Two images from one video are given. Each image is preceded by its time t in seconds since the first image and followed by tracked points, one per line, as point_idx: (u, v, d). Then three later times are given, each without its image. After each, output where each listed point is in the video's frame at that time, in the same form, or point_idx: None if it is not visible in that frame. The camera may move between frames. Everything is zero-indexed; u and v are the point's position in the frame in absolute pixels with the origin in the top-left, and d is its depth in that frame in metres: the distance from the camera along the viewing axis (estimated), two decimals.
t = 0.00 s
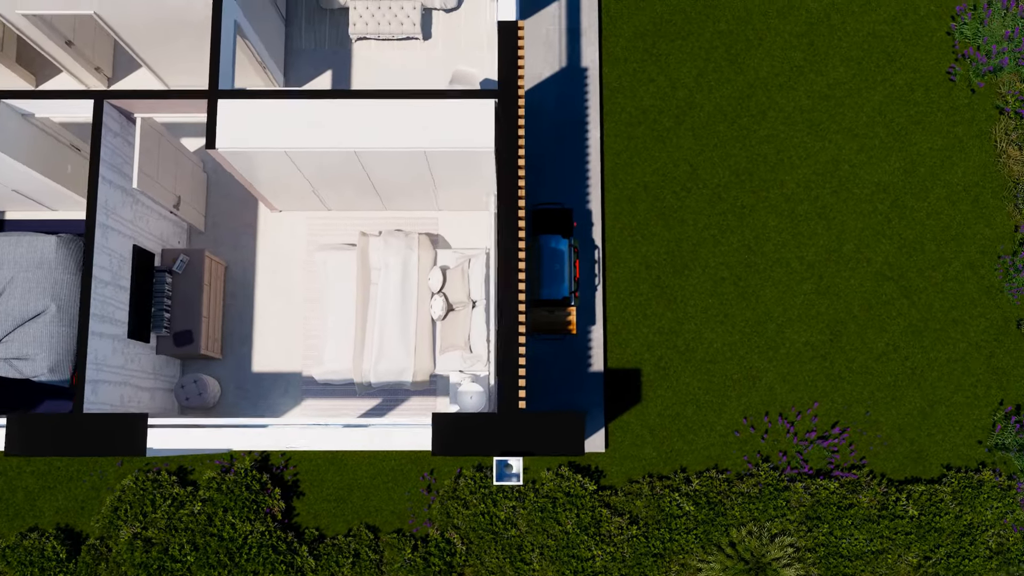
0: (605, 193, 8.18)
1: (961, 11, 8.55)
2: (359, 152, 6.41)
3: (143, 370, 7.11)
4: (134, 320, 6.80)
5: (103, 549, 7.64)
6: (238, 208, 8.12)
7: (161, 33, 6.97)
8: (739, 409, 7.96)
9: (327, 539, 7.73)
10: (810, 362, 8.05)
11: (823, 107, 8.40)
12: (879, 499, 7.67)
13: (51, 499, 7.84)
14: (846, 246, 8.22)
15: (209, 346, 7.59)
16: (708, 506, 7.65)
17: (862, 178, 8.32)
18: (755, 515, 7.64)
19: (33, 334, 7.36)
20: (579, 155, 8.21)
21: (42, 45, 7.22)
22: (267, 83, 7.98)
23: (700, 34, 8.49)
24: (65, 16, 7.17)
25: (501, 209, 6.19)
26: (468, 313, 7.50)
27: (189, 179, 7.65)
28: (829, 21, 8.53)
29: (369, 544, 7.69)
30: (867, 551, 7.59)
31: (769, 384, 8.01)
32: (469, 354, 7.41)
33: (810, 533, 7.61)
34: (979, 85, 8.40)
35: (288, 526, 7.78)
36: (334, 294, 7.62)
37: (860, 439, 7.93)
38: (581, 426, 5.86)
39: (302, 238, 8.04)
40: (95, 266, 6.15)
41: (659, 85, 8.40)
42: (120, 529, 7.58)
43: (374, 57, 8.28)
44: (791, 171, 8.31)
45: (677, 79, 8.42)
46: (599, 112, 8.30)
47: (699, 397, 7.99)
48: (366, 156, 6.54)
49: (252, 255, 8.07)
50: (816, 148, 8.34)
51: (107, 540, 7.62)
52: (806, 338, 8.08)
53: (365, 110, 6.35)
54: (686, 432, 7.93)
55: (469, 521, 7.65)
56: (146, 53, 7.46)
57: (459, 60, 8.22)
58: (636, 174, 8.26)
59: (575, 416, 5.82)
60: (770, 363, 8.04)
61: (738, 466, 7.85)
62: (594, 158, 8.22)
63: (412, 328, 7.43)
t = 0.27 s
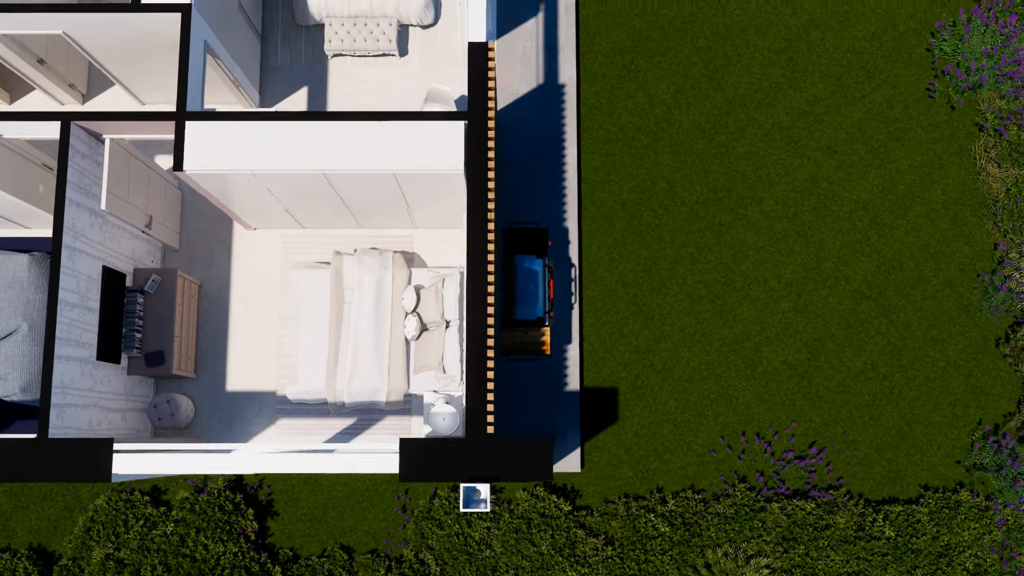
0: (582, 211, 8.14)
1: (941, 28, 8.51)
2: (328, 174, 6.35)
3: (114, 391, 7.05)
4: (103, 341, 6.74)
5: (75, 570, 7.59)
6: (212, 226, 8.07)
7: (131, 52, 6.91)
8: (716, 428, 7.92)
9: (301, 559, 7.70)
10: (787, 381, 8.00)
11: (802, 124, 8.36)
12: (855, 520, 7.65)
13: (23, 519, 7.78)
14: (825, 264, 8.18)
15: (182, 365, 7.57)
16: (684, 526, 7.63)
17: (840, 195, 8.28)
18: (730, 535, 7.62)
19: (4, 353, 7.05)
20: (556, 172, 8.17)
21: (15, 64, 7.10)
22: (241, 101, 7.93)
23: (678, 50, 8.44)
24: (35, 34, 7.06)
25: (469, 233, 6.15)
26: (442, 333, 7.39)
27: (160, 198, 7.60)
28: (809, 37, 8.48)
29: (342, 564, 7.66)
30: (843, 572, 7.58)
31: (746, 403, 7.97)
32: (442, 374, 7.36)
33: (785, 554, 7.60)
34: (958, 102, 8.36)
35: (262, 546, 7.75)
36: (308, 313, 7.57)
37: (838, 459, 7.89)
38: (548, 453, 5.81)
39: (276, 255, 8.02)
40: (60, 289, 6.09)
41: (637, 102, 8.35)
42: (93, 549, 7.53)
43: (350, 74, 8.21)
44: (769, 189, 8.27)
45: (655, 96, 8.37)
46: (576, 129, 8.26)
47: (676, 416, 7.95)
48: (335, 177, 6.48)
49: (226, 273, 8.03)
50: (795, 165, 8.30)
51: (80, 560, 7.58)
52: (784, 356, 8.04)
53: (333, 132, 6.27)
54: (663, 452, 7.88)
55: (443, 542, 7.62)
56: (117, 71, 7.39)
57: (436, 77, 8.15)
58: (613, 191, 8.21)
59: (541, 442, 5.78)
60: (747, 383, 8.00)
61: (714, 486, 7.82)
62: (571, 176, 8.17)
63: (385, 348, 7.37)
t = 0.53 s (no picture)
0: (579, 241, 8.09)
1: (951, 76, 8.44)
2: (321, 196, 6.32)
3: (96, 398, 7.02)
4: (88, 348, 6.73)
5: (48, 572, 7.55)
6: (207, 234, 8.04)
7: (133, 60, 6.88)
8: (700, 468, 7.86)
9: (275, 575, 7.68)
10: (775, 424, 7.94)
11: (806, 165, 8.29)
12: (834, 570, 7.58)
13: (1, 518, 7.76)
14: (820, 308, 8.11)
15: (167, 373, 7.55)
16: (661, 565, 7.59)
17: (840, 240, 8.21)
18: None
19: None
20: (555, 200, 8.11)
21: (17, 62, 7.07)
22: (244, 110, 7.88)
23: (685, 84, 8.38)
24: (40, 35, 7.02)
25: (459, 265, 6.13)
26: (429, 358, 7.46)
27: (154, 204, 7.57)
28: (817, 78, 8.42)
29: None
30: None
31: (732, 444, 7.90)
32: (427, 400, 7.40)
33: None
34: (964, 153, 8.30)
35: (237, 559, 7.73)
36: (296, 329, 7.53)
37: (821, 507, 7.82)
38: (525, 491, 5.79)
39: (270, 267, 8.00)
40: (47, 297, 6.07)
41: (640, 134, 8.30)
42: (67, 553, 7.50)
43: (354, 89, 8.17)
44: (769, 229, 8.20)
45: (659, 128, 8.31)
46: (578, 158, 8.21)
47: (660, 453, 7.89)
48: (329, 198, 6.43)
49: (218, 283, 8.01)
50: (796, 207, 8.23)
51: (53, 563, 7.54)
52: (773, 399, 7.97)
53: (331, 154, 6.25)
54: (645, 488, 7.83)
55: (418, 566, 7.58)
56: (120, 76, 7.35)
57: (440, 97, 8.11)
58: (611, 222, 8.16)
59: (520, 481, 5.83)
60: (734, 424, 7.94)
61: (694, 526, 7.77)
62: (569, 205, 8.12)
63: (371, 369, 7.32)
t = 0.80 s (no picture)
0: (592, 281, 8.03)
1: (989, 168, 8.33)
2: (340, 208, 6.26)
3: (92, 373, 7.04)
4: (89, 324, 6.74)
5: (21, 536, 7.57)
6: (225, 223, 8.06)
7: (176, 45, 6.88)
8: (680, 526, 7.79)
9: (242, 571, 7.68)
10: (763, 493, 7.84)
11: (830, 237, 8.19)
12: None
13: None
14: (824, 383, 8.01)
15: (165, 357, 7.54)
16: None
17: (854, 317, 8.10)
18: None
19: None
20: (573, 237, 8.05)
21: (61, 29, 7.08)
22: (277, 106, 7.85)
23: (721, 138, 8.30)
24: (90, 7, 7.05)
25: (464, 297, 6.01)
26: (424, 379, 7.34)
27: (175, 187, 7.57)
28: (854, 151, 8.32)
29: None
30: None
31: (716, 507, 7.82)
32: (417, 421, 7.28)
33: None
34: (992, 247, 8.18)
35: (207, 550, 7.73)
36: (297, 331, 7.52)
37: None
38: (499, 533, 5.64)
39: (283, 264, 8.03)
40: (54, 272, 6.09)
41: (669, 182, 8.22)
42: (41, 520, 7.49)
43: (390, 99, 8.15)
44: (784, 296, 8.11)
45: (688, 179, 8.24)
46: (602, 197, 8.14)
47: (643, 505, 7.82)
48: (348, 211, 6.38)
49: (229, 273, 8.02)
50: (814, 277, 8.14)
51: (27, 527, 7.55)
52: (764, 468, 7.88)
53: (352, 167, 6.18)
54: (623, 539, 7.76)
55: None
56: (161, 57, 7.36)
57: (474, 119, 8.06)
58: (627, 267, 8.10)
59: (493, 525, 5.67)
60: (721, 486, 7.85)
61: None
62: (587, 243, 8.05)
63: (366, 381, 7.29)
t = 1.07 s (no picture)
0: (606, 330, 7.96)
1: None
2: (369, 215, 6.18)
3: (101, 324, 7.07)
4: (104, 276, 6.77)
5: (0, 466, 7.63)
6: (259, 201, 8.09)
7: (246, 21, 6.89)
8: None
9: (206, 545, 7.72)
10: None
11: (854, 334, 8.05)
12: None
13: None
14: (818, 478, 7.88)
15: (173, 321, 7.53)
16: None
17: (861, 419, 7.96)
18: None
19: (20, 243, 7.08)
20: (597, 283, 7.98)
21: None
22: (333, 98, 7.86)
23: (763, 213, 8.19)
24: None
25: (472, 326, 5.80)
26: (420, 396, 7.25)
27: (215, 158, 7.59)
28: (895, 253, 8.17)
29: (241, 567, 7.64)
30: None
31: None
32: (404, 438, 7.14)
33: None
34: (1015, 377, 8.02)
35: (176, 517, 7.77)
36: (306, 322, 7.51)
37: None
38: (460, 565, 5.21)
39: (307, 253, 8.04)
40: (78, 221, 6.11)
41: (703, 246, 8.12)
42: (22, 455, 7.53)
43: (444, 110, 8.12)
44: (795, 383, 7.99)
45: (722, 248, 8.13)
46: (634, 249, 8.06)
47: (612, 563, 7.74)
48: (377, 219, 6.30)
49: (252, 250, 8.04)
50: (829, 371, 8.01)
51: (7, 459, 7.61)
52: (740, 551, 7.78)
53: (389, 178, 6.08)
54: None
55: None
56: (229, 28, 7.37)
57: (522, 146, 8.01)
58: (644, 323, 8.01)
59: (453, 557, 5.27)
60: (694, 561, 7.75)
61: None
62: (609, 292, 7.97)
63: (363, 386, 7.27)
